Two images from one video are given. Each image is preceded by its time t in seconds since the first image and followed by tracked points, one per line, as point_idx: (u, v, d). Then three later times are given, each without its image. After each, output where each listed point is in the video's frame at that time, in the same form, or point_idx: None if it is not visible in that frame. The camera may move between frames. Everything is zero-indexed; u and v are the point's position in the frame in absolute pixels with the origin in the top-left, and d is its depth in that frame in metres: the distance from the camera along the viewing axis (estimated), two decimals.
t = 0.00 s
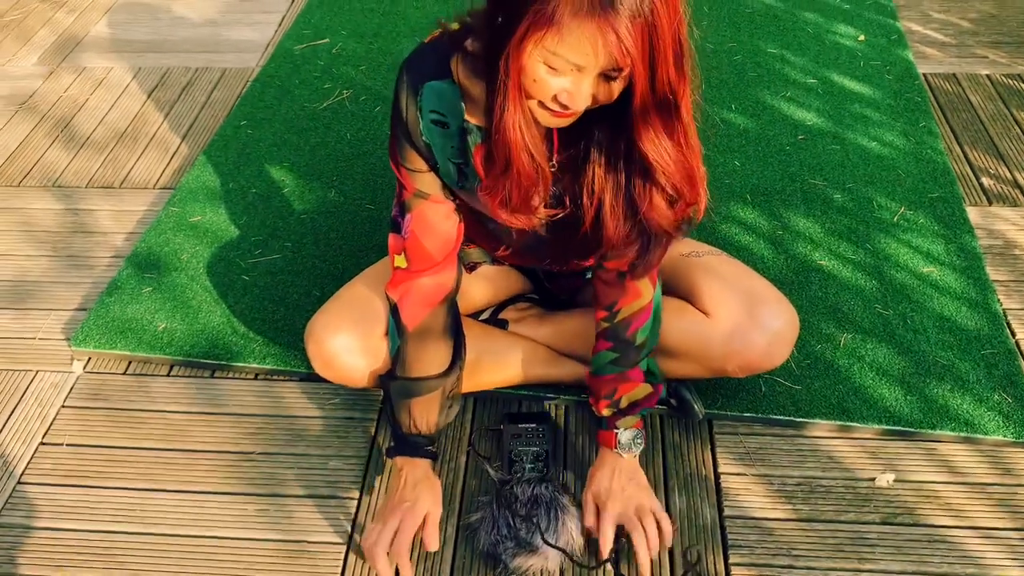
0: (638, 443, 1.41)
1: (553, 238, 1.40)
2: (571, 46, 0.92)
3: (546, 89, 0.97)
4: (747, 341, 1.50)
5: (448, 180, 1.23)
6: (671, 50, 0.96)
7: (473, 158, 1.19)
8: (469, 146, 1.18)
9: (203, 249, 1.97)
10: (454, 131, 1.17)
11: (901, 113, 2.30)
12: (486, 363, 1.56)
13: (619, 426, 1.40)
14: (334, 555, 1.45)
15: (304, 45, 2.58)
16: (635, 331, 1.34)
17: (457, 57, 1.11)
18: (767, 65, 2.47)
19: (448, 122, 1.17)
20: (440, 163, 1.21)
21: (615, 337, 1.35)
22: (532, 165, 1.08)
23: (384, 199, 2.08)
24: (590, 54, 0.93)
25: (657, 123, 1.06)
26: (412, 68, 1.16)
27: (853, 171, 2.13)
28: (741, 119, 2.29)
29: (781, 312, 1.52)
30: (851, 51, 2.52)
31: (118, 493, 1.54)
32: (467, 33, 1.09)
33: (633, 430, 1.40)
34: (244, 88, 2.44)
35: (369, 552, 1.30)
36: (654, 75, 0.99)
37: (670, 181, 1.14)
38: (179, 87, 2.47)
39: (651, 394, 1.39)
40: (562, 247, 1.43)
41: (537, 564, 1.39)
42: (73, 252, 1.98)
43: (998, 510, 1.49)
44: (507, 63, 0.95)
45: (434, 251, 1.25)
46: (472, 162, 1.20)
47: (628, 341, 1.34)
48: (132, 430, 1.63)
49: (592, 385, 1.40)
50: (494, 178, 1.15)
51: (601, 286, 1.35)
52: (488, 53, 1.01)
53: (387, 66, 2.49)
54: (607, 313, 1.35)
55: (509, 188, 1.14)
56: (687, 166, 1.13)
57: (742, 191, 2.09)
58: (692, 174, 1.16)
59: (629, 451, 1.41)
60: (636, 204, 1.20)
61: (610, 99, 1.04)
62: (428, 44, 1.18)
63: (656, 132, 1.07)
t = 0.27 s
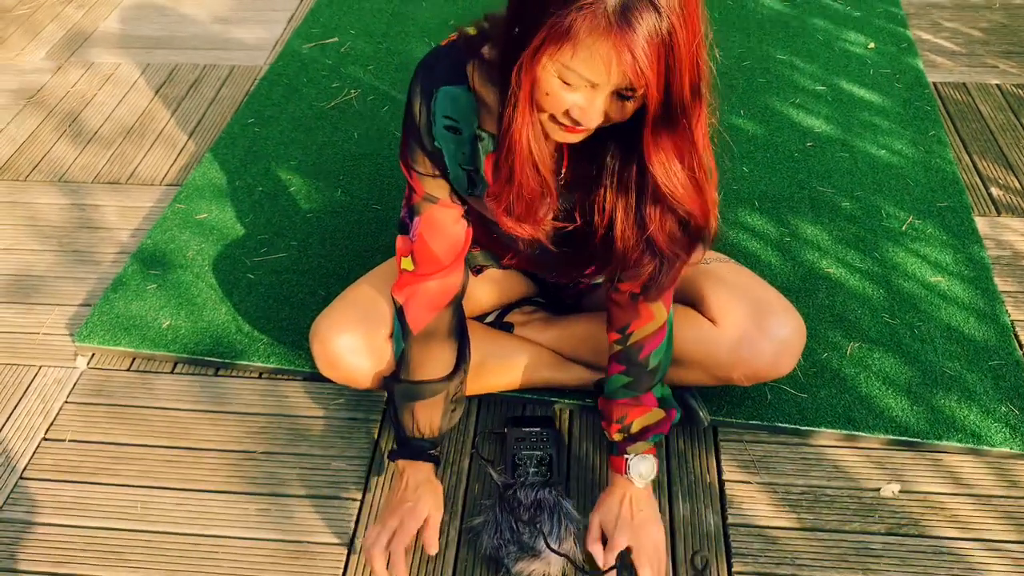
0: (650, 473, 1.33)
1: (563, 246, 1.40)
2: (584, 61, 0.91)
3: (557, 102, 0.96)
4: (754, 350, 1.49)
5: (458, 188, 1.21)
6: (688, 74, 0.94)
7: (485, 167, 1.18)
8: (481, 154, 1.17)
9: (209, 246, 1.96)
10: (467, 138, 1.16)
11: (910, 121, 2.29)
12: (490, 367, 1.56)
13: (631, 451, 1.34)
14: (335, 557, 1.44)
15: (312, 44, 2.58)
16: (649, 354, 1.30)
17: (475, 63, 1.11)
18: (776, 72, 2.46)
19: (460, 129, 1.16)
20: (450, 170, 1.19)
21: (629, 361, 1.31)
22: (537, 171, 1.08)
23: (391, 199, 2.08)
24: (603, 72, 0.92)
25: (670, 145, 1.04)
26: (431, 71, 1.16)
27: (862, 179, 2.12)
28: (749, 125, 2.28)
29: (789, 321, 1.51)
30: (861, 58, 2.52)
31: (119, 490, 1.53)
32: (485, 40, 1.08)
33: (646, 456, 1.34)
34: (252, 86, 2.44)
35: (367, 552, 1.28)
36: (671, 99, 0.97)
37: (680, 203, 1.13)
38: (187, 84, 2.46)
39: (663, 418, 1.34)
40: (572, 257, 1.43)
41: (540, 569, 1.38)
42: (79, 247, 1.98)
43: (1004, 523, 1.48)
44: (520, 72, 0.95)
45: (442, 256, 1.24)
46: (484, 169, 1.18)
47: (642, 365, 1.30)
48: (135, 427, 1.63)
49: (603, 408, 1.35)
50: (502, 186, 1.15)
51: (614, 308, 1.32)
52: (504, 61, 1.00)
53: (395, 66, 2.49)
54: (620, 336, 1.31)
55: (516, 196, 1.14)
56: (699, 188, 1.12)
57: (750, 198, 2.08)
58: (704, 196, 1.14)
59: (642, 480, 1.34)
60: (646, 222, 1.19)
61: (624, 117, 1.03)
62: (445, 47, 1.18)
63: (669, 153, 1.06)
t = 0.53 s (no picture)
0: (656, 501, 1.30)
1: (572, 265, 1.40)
2: (595, 87, 0.91)
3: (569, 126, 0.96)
4: (754, 357, 1.50)
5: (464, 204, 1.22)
6: (699, 98, 0.95)
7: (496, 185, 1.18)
8: (491, 172, 1.18)
9: (211, 247, 1.96)
10: (477, 156, 1.16)
11: (912, 128, 2.29)
12: (491, 370, 1.57)
13: (637, 474, 1.32)
14: (334, 559, 1.45)
15: (316, 45, 2.58)
16: (662, 374, 1.29)
17: (485, 82, 1.11)
18: (779, 77, 2.47)
19: (470, 147, 1.16)
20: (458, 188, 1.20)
21: (642, 381, 1.30)
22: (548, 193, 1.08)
23: (393, 201, 2.08)
24: (614, 96, 0.92)
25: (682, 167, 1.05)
26: (441, 87, 1.16)
27: (863, 185, 2.12)
28: (752, 130, 2.29)
29: (790, 329, 1.51)
30: (864, 65, 2.52)
31: (118, 490, 1.54)
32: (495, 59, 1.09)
33: (653, 479, 1.31)
34: (256, 86, 2.44)
35: None
36: (682, 122, 0.97)
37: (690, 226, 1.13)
38: (191, 84, 2.47)
39: (673, 441, 1.33)
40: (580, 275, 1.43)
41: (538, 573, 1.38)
42: (81, 246, 1.98)
43: (1002, 531, 1.48)
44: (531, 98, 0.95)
45: (443, 269, 1.23)
46: (493, 188, 1.19)
47: (656, 386, 1.29)
48: (135, 426, 1.63)
49: (613, 430, 1.34)
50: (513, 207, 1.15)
51: (629, 327, 1.32)
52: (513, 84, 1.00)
53: (398, 68, 2.49)
54: (633, 354, 1.30)
55: (527, 217, 1.14)
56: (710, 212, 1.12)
57: (751, 203, 2.08)
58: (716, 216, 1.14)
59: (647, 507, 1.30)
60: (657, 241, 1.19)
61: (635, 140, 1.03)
62: (455, 62, 1.18)
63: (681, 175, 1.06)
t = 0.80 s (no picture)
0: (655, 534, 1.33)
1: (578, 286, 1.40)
2: (608, 108, 0.91)
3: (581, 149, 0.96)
4: (753, 364, 1.50)
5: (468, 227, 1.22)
6: (711, 120, 0.95)
7: (501, 209, 1.18)
8: (498, 197, 1.17)
9: (210, 249, 1.97)
10: (484, 180, 1.16)
11: (911, 131, 2.29)
12: (490, 373, 1.57)
13: (635, 508, 1.33)
14: (331, 562, 1.45)
15: (316, 48, 2.59)
16: (662, 403, 1.29)
17: (492, 106, 1.11)
18: (779, 81, 2.47)
19: (477, 171, 1.16)
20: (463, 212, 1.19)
21: (641, 410, 1.29)
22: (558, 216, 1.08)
23: (392, 203, 2.08)
24: (627, 118, 0.92)
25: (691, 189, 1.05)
26: (446, 108, 1.15)
27: (862, 188, 2.12)
28: (751, 133, 2.29)
29: (788, 337, 1.51)
30: (863, 68, 2.52)
31: (116, 492, 1.54)
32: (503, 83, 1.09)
33: (653, 514, 1.33)
34: (255, 89, 2.45)
35: None
36: (693, 144, 0.98)
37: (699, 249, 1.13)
38: (190, 86, 2.47)
39: (672, 476, 1.32)
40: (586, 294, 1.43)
41: None
42: (79, 248, 1.99)
43: (1000, 535, 1.48)
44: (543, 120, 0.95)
45: (444, 294, 1.24)
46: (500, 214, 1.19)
47: (655, 416, 1.29)
48: (133, 428, 1.63)
49: (611, 459, 1.34)
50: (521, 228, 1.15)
51: (630, 353, 1.31)
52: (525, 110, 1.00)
53: (398, 70, 2.49)
54: (635, 380, 1.29)
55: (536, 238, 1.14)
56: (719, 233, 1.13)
57: (750, 207, 2.08)
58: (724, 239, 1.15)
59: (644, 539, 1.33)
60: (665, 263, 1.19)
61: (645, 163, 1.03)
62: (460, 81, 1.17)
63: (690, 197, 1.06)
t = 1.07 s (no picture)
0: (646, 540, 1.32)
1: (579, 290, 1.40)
2: (618, 103, 0.91)
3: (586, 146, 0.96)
4: (753, 367, 1.50)
5: (468, 229, 1.24)
6: (720, 120, 0.96)
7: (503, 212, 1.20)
8: (499, 201, 1.19)
9: (211, 250, 1.97)
10: (485, 182, 1.18)
11: (912, 132, 2.29)
12: (489, 374, 1.58)
13: (627, 512, 1.33)
14: (331, 562, 1.45)
15: (316, 49, 2.59)
16: (661, 408, 1.29)
17: (496, 109, 1.11)
18: (779, 82, 2.47)
19: (479, 174, 1.17)
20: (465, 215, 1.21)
21: (639, 414, 1.29)
22: (560, 217, 1.08)
23: (392, 204, 2.08)
24: (636, 114, 0.92)
25: (695, 193, 1.05)
26: (449, 110, 1.16)
27: (863, 190, 2.12)
28: (751, 134, 2.28)
29: (789, 339, 1.51)
30: (864, 69, 2.52)
31: (116, 492, 1.54)
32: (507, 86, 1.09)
33: (644, 519, 1.33)
34: (256, 90, 2.45)
35: None
36: (700, 145, 0.98)
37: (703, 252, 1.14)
38: (192, 87, 2.47)
39: (667, 481, 1.31)
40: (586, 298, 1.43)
41: None
42: (81, 249, 1.99)
43: (1001, 537, 1.48)
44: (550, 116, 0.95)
45: (444, 295, 1.24)
46: (501, 217, 1.22)
47: (652, 421, 1.29)
48: (134, 429, 1.63)
49: (607, 462, 1.34)
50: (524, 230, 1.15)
51: (630, 358, 1.32)
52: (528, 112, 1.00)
53: (399, 72, 2.49)
54: (633, 385, 1.30)
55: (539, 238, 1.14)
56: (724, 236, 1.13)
57: (751, 208, 2.08)
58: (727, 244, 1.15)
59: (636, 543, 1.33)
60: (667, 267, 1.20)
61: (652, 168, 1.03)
62: (462, 83, 1.17)
63: (694, 202, 1.07)
